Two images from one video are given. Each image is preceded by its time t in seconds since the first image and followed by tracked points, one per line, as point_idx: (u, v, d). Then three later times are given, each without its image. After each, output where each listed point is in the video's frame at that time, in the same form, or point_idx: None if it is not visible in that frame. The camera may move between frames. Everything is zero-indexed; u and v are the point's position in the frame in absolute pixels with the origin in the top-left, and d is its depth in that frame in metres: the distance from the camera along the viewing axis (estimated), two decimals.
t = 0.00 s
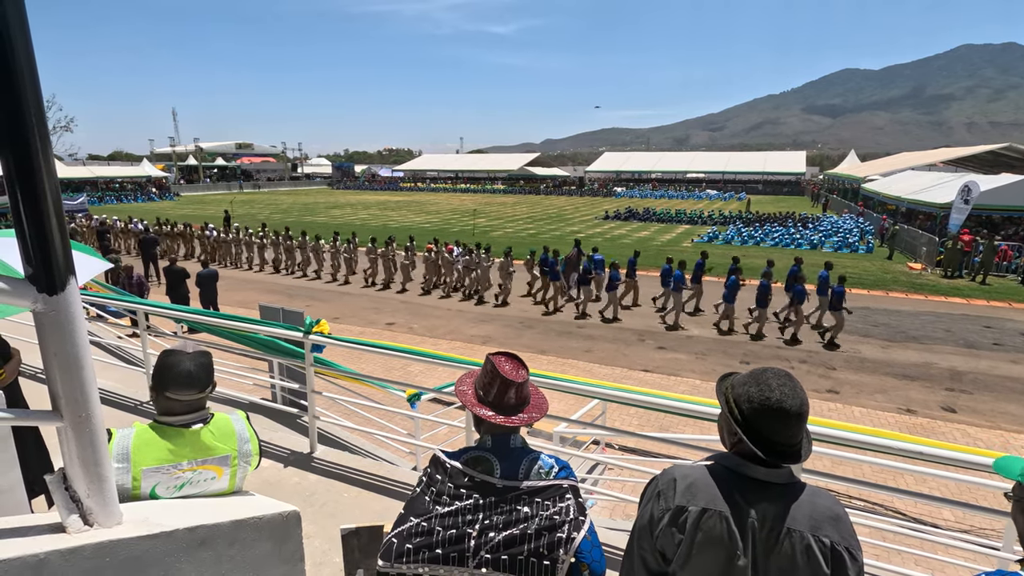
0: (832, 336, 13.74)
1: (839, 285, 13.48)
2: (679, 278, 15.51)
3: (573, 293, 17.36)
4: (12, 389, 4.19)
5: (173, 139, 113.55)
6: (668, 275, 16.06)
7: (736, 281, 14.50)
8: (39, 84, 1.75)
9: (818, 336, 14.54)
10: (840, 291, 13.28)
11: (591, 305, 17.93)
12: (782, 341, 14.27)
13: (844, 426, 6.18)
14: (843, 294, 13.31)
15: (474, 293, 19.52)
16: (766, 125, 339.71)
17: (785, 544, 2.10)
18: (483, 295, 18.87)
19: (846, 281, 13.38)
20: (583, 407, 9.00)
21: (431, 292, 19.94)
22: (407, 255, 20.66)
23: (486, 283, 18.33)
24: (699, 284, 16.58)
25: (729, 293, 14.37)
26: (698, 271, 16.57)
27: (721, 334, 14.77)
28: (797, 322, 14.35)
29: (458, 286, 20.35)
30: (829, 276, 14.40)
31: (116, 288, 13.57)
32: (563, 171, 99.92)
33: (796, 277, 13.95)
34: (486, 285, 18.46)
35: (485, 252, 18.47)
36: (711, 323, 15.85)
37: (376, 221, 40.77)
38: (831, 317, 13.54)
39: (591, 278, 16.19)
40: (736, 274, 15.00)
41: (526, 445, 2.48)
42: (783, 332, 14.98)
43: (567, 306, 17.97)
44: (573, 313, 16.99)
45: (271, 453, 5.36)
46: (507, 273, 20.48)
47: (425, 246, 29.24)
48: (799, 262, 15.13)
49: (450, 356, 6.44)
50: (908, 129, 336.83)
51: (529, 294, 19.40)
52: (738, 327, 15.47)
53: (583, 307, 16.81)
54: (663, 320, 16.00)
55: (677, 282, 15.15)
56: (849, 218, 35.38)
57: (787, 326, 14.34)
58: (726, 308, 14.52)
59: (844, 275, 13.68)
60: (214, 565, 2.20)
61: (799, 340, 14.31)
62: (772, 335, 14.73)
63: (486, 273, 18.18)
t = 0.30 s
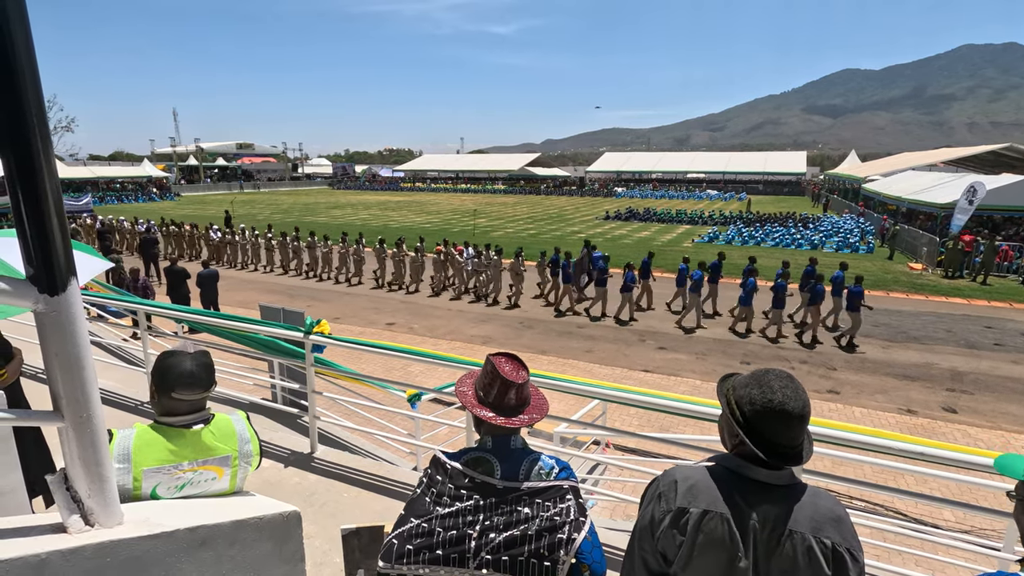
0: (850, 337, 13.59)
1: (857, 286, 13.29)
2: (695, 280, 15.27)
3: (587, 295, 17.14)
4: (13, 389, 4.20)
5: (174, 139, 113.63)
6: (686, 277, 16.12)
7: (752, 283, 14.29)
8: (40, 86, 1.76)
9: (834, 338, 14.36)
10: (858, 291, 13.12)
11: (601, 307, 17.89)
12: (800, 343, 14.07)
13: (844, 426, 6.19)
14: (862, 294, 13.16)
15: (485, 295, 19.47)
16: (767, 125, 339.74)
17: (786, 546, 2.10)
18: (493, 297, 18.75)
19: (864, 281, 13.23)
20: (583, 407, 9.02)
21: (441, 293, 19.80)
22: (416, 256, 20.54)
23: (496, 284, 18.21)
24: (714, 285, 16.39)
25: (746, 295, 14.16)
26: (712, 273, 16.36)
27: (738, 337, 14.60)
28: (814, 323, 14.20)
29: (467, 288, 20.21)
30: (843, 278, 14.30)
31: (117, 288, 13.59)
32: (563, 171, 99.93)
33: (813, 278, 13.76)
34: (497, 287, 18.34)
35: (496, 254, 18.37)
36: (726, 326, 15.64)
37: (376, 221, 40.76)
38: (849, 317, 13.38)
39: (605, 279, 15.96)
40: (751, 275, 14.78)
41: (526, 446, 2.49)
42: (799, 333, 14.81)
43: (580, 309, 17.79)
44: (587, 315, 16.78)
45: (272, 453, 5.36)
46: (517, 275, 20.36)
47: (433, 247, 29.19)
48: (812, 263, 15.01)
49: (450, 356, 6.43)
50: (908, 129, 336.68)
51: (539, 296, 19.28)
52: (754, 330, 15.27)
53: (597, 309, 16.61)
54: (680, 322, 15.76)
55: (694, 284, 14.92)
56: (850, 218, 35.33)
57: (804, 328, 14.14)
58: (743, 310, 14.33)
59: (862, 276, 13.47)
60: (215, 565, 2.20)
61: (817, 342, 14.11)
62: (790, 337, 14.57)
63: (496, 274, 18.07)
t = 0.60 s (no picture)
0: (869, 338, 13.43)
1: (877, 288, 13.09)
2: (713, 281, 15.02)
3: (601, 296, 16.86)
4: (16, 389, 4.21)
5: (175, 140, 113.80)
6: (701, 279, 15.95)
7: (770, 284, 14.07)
8: (42, 85, 1.76)
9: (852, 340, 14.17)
10: (876, 292, 12.97)
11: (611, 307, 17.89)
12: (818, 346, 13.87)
13: (845, 427, 6.19)
14: (880, 294, 13.00)
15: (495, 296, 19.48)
16: (767, 125, 339.75)
17: (788, 546, 2.11)
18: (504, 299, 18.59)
19: (882, 281, 13.07)
20: (583, 407, 9.03)
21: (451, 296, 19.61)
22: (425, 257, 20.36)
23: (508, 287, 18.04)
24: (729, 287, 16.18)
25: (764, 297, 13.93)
26: (728, 274, 16.11)
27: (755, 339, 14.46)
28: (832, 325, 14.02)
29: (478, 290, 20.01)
30: (859, 278, 14.19)
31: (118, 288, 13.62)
32: (563, 171, 99.94)
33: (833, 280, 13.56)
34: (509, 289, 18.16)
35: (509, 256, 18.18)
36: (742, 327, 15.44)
37: (376, 221, 40.76)
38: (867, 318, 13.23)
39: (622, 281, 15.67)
40: (769, 276, 14.56)
41: (528, 446, 2.50)
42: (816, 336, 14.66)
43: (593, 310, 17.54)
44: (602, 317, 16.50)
45: (273, 452, 5.37)
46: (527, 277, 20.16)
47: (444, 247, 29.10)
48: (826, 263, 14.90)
49: (451, 356, 6.43)
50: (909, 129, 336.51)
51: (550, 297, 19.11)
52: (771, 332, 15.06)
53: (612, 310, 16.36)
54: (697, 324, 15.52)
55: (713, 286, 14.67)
56: (850, 219, 35.32)
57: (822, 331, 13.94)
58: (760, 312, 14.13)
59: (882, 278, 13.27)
60: (217, 564, 2.21)
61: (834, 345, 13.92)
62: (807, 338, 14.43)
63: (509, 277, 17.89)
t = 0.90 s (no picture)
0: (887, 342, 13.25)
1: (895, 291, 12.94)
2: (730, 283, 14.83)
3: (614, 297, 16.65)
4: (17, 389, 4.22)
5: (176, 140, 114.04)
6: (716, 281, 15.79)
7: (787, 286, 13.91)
8: (44, 84, 1.76)
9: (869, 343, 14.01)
10: (895, 294, 12.81)
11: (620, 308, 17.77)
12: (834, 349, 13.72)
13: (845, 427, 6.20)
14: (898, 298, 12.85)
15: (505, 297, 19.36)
16: (767, 125, 339.74)
17: (789, 546, 2.11)
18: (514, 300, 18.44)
19: (902, 284, 12.92)
20: (584, 407, 9.04)
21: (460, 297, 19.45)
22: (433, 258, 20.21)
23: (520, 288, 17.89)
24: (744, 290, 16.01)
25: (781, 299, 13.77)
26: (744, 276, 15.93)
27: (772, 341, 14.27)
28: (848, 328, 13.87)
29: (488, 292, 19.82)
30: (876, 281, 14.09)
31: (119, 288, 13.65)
32: (563, 171, 100.00)
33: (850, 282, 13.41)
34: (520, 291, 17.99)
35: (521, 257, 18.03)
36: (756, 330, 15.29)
37: (377, 221, 40.75)
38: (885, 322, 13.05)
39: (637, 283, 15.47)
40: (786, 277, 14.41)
41: (528, 446, 2.51)
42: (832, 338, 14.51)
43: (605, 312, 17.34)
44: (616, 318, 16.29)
45: (274, 453, 5.37)
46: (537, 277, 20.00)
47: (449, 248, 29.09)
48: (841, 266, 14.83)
49: (451, 356, 6.44)
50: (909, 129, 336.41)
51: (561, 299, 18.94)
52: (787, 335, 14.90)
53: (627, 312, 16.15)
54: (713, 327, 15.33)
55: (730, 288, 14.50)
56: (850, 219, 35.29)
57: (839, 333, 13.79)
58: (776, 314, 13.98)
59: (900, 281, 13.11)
60: (219, 564, 2.22)
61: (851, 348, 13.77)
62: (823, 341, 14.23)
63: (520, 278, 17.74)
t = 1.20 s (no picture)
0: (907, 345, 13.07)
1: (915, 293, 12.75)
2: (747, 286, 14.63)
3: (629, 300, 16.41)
4: (18, 389, 4.23)
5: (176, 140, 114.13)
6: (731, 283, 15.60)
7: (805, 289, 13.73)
8: (47, 86, 1.77)
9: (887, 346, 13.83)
10: (916, 298, 12.66)
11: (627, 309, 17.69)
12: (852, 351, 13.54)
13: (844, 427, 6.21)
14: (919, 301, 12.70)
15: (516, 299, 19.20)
16: (768, 126, 339.76)
17: (790, 546, 2.11)
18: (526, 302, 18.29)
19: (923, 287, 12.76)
20: (585, 407, 9.06)
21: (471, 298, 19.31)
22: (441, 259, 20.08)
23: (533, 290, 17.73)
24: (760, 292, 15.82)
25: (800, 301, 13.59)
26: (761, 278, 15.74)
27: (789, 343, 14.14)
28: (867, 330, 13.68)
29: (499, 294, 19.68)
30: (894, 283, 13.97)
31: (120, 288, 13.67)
32: (563, 171, 100.01)
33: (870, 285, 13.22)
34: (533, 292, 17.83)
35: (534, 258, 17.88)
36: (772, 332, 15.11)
37: (377, 222, 40.74)
38: (905, 325, 12.91)
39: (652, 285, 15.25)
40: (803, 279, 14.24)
41: (528, 446, 2.51)
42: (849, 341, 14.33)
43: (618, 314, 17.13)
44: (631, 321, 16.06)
45: (274, 452, 5.38)
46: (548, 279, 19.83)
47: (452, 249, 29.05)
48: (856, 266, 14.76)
49: (451, 356, 6.43)
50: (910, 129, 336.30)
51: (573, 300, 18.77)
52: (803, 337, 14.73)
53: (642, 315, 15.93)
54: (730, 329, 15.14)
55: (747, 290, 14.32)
56: (850, 219, 35.27)
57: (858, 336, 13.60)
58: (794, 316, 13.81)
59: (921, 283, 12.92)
60: (220, 563, 2.23)
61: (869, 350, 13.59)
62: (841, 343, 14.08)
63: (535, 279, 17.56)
